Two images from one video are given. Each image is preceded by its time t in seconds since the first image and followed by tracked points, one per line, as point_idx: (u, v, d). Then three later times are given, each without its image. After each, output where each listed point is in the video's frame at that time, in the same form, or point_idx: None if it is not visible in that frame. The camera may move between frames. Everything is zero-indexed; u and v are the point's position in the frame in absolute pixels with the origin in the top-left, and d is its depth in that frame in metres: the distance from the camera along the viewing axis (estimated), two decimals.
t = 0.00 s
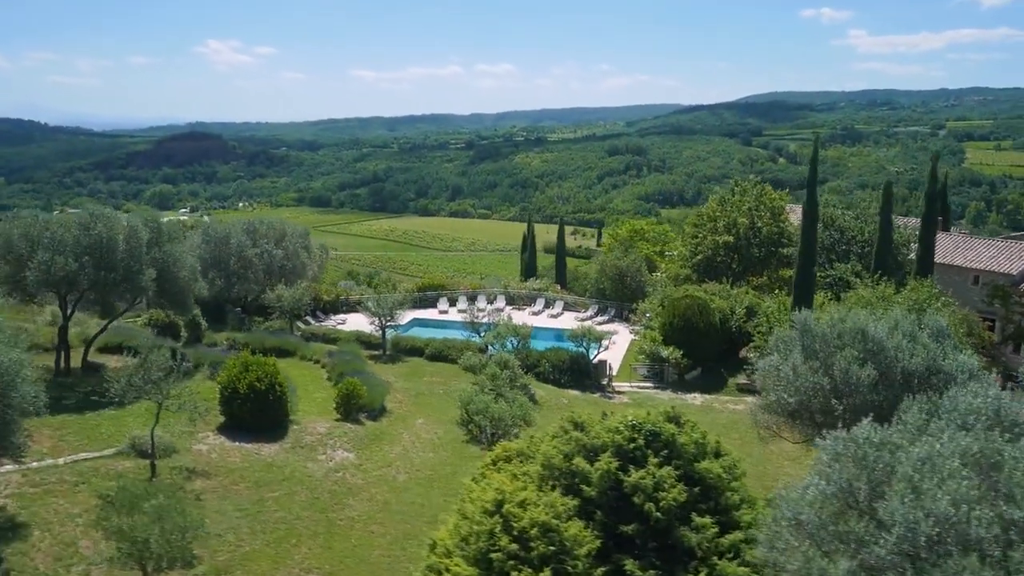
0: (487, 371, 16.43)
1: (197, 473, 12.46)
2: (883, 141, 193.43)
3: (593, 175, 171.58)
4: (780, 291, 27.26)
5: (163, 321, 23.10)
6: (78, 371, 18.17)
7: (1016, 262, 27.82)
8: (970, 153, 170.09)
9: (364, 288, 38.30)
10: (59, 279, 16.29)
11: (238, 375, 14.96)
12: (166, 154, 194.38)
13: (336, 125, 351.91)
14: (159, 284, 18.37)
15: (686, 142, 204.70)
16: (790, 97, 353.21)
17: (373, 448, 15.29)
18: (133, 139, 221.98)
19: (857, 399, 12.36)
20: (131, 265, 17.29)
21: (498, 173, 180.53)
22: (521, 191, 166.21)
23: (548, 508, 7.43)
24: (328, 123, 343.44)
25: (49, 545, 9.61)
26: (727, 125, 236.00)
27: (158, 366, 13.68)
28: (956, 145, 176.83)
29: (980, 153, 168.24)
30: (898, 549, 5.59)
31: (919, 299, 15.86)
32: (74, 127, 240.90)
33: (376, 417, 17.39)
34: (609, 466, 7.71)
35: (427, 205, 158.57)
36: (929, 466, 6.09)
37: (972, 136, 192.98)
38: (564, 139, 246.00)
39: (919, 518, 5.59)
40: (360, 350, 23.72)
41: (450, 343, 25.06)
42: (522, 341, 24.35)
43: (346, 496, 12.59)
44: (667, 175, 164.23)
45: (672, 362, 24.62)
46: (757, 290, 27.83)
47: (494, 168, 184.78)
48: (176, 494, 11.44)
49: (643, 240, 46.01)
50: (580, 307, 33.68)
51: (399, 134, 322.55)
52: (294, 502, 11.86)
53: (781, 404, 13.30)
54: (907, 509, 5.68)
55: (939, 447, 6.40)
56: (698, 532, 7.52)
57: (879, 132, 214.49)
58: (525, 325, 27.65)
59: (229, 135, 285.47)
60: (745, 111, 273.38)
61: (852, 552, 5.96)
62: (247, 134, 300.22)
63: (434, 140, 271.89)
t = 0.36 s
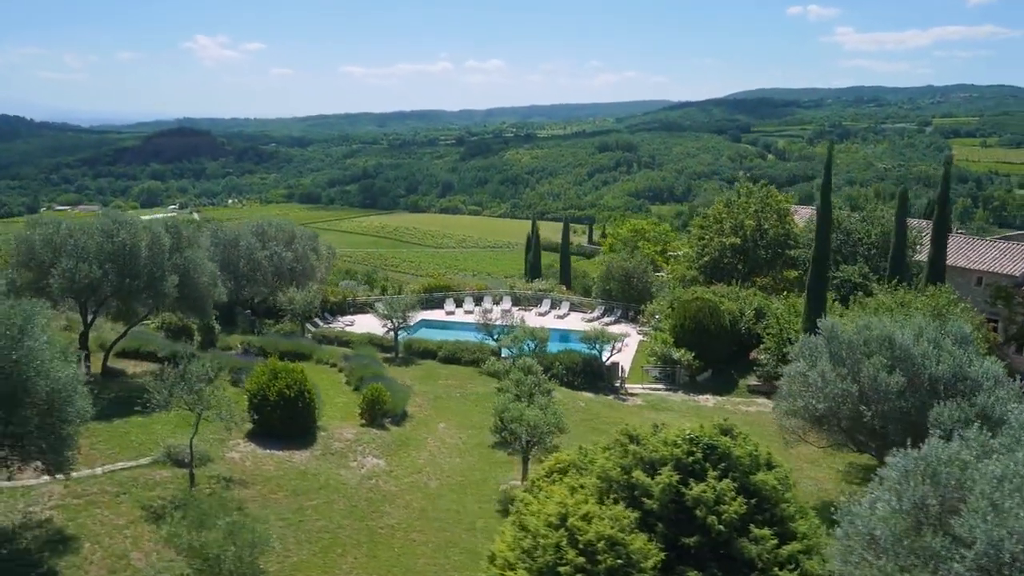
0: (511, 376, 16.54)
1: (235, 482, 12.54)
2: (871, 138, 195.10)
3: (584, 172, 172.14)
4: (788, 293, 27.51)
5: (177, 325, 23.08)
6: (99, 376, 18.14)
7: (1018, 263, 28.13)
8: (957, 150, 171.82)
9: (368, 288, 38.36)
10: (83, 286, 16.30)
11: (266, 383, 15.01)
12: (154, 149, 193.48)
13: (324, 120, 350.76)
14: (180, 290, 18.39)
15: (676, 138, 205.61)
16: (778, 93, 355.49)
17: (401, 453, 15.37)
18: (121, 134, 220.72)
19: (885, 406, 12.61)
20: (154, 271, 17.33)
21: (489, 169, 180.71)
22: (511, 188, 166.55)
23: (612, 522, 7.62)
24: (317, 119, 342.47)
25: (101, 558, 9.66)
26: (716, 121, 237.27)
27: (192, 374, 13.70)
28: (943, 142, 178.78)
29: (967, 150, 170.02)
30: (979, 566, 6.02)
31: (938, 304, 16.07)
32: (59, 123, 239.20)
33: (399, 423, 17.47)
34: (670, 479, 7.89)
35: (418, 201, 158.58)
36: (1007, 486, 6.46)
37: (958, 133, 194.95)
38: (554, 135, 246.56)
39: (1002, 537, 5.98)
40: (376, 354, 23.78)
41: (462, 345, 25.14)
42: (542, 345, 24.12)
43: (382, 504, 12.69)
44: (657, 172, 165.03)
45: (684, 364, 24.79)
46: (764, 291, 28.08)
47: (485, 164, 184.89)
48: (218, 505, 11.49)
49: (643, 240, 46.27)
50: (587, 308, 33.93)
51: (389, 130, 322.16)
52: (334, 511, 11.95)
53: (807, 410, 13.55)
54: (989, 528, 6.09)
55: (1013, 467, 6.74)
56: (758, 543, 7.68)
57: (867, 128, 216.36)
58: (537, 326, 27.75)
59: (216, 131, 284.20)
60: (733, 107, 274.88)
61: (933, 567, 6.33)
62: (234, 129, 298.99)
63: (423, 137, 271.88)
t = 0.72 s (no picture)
0: (532, 379, 16.73)
1: (268, 486, 12.67)
2: (857, 134, 196.95)
3: (573, 167, 172.84)
4: (792, 293, 27.87)
5: (187, 326, 23.04)
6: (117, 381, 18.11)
7: (1018, 263, 28.65)
8: (943, 146, 173.76)
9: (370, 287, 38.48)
10: (102, 291, 16.25)
11: (293, 386, 15.12)
12: (139, 146, 192.38)
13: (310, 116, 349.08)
14: (197, 295, 18.39)
15: (664, 134, 206.63)
16: (765, 88, 357.47)
17: (425, 456, 15.53)
18: (106, 131, 219.02)
19: (908, 408, 12.90)
20: (173, 275, 17.34)
21: (478, 165, 180.91)
22: (500, 184, 166.80)
23: (667, 528, 7.82)
24: (304, 115, 341.50)
25: (150, 566, 9.75)
26: (704, 117, 238.55)
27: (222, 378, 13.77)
28: (928, 138, 180.83)
29: (952, 146, 171.99)
30: None
31: (951, 305, 16.35)
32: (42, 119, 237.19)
33: (419, 424, 17.59)
34: (721, 484, 8.08)
35: (407, 198, 158.53)
36: None
37: (943, 129, 197.04)
38: (542, 131, 247.14)
39: None
40: (389, 355, 23.85)
41: (472, 346, 25.28)
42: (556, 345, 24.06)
43: (415, 507, 12.83)
44: (646, 168, 165.75)
45: (692, 363, 25.10)
46: (768, 291, 28.41)
47: (474, 160, 184.89)
48: (256, 512, 11.61)
49: (641, 238, 46.57)
50: (590, 307, 34.16)
51: (377, 126, 321.73)
52: (370, 515, 12.10)
53: (828, 411, 13.83)
54: None
55: None
56: (807, 546, 7.87)
57: (853, 125, 218.22)
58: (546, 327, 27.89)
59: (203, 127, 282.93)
60: (721, 103, 276.25)
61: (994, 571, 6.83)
62: (220, 126, 297.33)
63: (411, 133, 271.87)
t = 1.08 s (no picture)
0: (550, 380, 16.94)
1: (301, 488, 12.80)
2: (842, 130, 198.92)
3: (561, 164, 173.37)
4: (794, 291, 28.32)
5: (197, 327, 23.06)
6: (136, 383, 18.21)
7: (1013, 262, 29.18)
8: (927, 142, 175.94)
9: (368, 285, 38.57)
10: (124, 295, 16.32)
11: (317, 389, 15.23)
12: (123, 142, 191.05)
13: (296, 111, 347.21)
14: (215, 298, 18.48)
15: (651, 129, 207.58)
16: (750, 85, 359.78)
17: (448, 456, 15.72)
18: (89, 126, 217.14)
19: (926, 407, 13.22)
20: (192, 279, 17.42)
21: (466, 161, 181.07)
22: (488, 180, 167.05)
23: (717, 530, 8.06)
24: (290, 110, 340.07)
25: (198, 569, 9.89)
26: (690, 113, 239.85)
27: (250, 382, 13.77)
28: (912, 134, 183.05)
29: (936, 142, 174.19)
30: None
31: (961, 305, 16.69)
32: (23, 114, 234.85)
33: (438, 425, 17.76)
34: (767, 485, 8.36)
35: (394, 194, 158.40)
36: None
37: (927, 125, 199.45)
38: (529, 127, 247.66)
39: None
40: (399, 356, 23.97)
41: (481, 346, 25.49)
42: (567, 344, 24.29)
43: (444, 507, 13.04)
44: (633, 164, 166.46)
45: (699, 362, 25.42)
46: (770, 289, 28.83)
47: (461, 156, 184.83)
48: (293, 515, 11.76)
49: (638, 236, 46.88)
50: (592, 305, 34.39)
51: (364, 121, 321.21)
52: (404, 516, 12.30)
53: (845, 410, 14.16)
54: None
55: None
56: (850, 544, 8.15)
57: (838, 120, 220.09)
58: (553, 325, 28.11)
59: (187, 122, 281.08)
60: (706, 98, 277.85)
61: None
62: (205, 121, 295.35)
63: (398, 128, 271.42)
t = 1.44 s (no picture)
0: (569, 381, 17.22)
1: (333, 491, 12.97)
2: (827, 125, 200.86)
3: (548, 159, 173.80)
4: (796, 289, 28.79)
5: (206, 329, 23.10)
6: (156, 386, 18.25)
7: (1009, 260, 29.77)
8: (910, 137, 178.25)
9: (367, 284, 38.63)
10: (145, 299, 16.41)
11: (341, 392, 15.38)
12: (106, 138, 189.39)
13: (280, 107, 345.31)
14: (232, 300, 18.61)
15: (638, 125, 208.42)
16: (735, 80, 361.71)
17: (470, 457, 15.98)
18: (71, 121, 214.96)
19: (940, 406, 13.57)
20: (211, 282, 17.57)
21: (453, 156, 181.10)
22: (476, 176, 167.22)
23: (759, 526, 8.42)
24: (273, 106, 338.36)
25: (245, 571, 10.09)
26: (675, 108, 241.07)
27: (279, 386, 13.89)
28: (896, 129, 185.35)
29: (919, 137, 176.53)
30: None
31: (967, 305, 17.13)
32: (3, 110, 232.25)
33: (456, 426, 17.99)
34: (806, 486, 8.67)
35: (381, 190, 158.26)
36: None
37: (910, 121, 201.92)
38: (516, 123, 247.96)
39: None
40: (411, 356, 24.12)
41: (489, 346, 25.73)
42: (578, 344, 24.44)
43: (473, 508, 13.30)
44: (620, 160, 167.23)
45: (704, 360, 25.85)
46: (771, 288, 29.30)
47: (448, 152, 184.77)
48: (329, 518, 11.98)
49: (635, 234, 47.12)
50: (593, 304, 34.67)
51: (349, 117, 320.36)
52: (437, 518, 12.55)
53: (860, 409, 14.57)
54: None
55: None
56: (887, 542, 8.45)
57: (822, 116, 222.06)
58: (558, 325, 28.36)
59: (169, 118, 278.95)
60: (692, 94, 279.35)
61: None
62: (188, 117, 293.39)
63: (384, 124, 270.96)
